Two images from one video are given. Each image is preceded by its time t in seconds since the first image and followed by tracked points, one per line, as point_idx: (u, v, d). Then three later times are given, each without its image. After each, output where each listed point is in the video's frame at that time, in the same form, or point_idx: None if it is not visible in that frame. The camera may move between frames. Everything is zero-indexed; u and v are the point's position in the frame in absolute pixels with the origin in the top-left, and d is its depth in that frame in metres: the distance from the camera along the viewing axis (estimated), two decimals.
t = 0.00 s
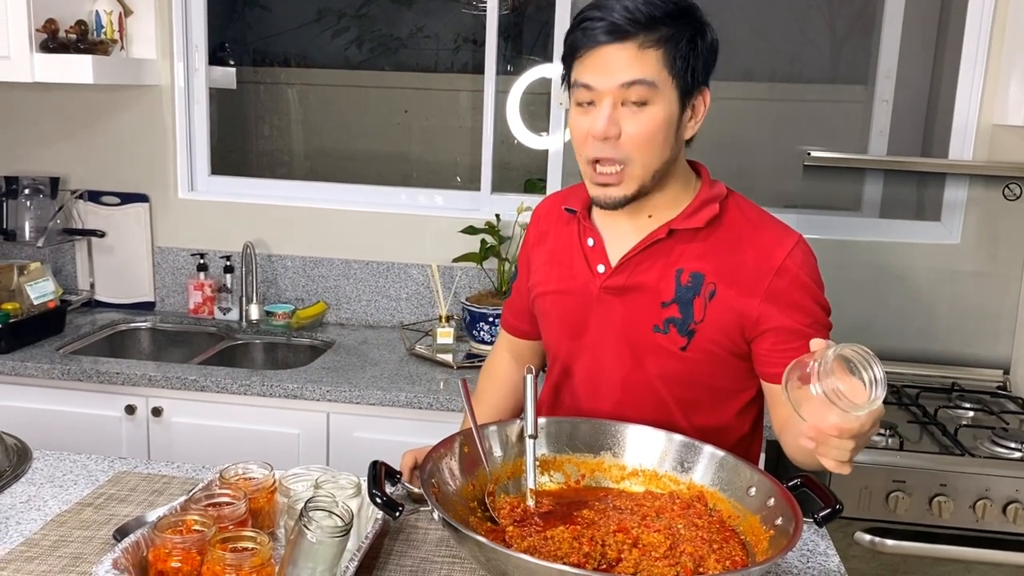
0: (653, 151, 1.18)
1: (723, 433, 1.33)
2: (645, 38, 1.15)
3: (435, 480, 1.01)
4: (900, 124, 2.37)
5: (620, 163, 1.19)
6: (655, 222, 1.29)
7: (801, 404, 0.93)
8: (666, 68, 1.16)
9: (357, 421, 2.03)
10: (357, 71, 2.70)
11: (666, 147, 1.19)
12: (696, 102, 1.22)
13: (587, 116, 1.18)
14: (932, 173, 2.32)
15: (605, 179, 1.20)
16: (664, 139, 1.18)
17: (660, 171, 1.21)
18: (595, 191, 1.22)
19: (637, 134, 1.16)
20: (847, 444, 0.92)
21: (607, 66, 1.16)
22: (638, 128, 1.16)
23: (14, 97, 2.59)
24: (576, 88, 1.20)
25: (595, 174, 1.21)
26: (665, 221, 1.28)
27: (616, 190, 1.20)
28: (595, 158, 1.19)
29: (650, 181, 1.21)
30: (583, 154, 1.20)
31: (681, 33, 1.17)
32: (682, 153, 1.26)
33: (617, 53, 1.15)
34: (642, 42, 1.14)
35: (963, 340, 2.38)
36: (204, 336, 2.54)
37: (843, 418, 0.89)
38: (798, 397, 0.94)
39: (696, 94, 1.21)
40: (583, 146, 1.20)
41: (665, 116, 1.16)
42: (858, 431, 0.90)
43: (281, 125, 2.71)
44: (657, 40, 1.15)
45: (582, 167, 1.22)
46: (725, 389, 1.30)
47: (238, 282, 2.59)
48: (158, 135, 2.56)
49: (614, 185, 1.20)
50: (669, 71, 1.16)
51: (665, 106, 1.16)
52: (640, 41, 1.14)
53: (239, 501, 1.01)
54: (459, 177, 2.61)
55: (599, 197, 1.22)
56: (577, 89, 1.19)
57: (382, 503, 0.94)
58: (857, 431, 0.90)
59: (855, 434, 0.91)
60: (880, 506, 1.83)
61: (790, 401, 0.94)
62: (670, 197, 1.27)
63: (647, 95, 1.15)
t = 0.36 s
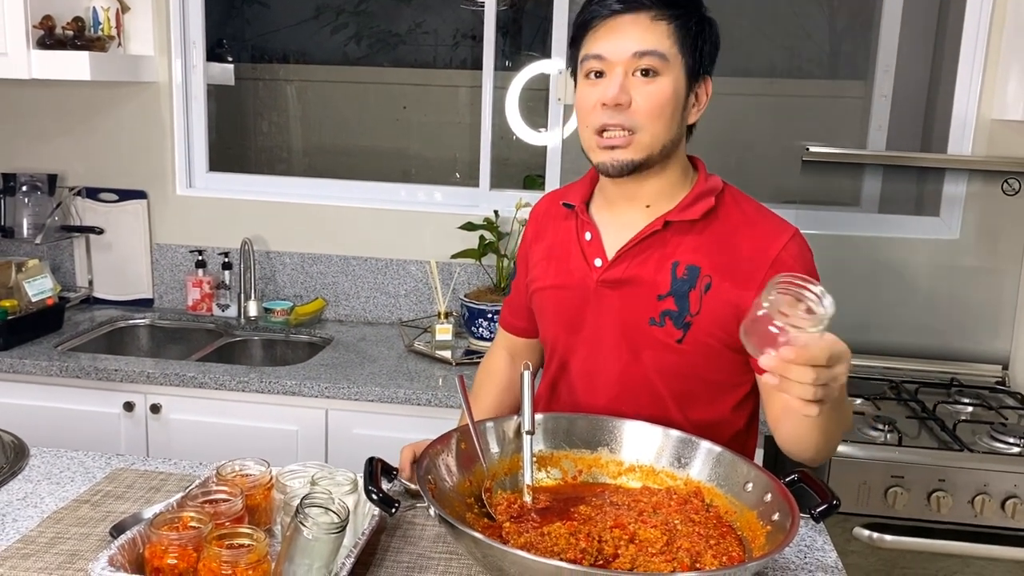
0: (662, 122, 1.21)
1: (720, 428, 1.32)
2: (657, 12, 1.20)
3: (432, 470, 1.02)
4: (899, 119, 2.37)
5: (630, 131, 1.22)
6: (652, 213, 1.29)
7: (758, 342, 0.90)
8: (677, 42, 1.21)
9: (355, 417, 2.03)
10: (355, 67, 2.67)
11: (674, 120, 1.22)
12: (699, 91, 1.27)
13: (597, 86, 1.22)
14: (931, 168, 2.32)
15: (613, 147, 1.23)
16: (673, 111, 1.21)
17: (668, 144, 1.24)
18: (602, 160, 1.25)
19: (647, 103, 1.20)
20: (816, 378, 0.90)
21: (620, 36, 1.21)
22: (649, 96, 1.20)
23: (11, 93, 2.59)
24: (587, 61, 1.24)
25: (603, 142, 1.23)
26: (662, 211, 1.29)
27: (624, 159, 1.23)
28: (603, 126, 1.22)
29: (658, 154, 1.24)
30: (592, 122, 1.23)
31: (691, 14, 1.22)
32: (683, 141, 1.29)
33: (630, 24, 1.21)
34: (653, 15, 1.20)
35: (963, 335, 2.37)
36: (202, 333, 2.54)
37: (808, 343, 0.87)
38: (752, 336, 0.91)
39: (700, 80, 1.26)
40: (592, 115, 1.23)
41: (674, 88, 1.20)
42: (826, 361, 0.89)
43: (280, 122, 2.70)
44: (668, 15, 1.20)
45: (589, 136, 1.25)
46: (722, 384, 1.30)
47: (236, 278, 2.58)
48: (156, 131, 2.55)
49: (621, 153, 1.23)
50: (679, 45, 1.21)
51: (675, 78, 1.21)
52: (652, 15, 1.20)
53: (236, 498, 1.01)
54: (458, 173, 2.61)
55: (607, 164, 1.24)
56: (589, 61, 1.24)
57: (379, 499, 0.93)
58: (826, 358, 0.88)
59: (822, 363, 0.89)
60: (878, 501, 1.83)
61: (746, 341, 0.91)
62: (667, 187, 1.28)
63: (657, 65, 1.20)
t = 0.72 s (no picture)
0: (657, 112, 1.21)
1: (724, 424, 1.32)
2: (637, 7, 1.21)
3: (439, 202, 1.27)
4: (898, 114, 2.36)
5: (627, 127, 1.22)
6: (658, 207, 1.29)
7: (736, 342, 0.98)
8: (661, 34, 1.21)
9: (354, 415, 2.03)
10: (354, 65, 2.64)
11: (668, 110, 1.22)
12: (691, 78, 1.26)
13: (588, 87, 1.23)
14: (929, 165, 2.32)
15: (612, 143, 1.23)
16: (667, 102, 1.22)
17: (666, 135, 1.24)
18: (604, 158, 1.25)
19: (640, 96, 1.20)
20: (799, 348, 0.95)
21: (605, 35, 1.22)
22: (641, 90, 1.20)
23: (8, 92, 2.59)
24: (575, 65, 1.25)
25: (602, 140, 1.24)
26: (668, 206, 1.29)
27: (625, 154, 1.23)
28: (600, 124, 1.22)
29: (659, 145, 1.24)
30: (589, 122, 1.24)
31: (671, 6, 1.22)
32: (682, 133, 1.28)
33: (612, 23, 1.22)
34: (634, 11, 1.21)
35: (961, 332, 2.38)
36: (200, 331, 2.53)
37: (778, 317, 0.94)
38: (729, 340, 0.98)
39: (691, 68, 1.25)
40: (587, 116, 1.24)
41: (664, 77, 1.21)
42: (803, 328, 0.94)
43: (278, 119, 2.68)
44: (648, 9, 1.21)
45: (588, 137, 1.25)
46: (727, 379, 1.30)
47: (235, 276, 2.58)
48: (154, 129, 2.55)
49: (621, 148, 1.23)
50: (664, 36, 1.21)
51: (664, 69, 1.21)
52: (632, 11, 1.21)
53: (233, 497, 1.01)
54: (457, 171, 2.61)
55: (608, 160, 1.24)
56: (577, 66, 1.25)
57: (376, 498, 0.94)
58: (801, 325, 0.93)
59: (800, 333, 0.94)
60: (876, 498, 1.83)
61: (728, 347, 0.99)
62: (672, 182, 1.28)
63: (644, 57, 1.20)
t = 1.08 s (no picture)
0: (663, 108, 1.21)
1: (725, 427, 1.32)
2: (647, 2, 1.21)
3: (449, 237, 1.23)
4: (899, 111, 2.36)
5: (632, 121, 1.21)
6: (662, 209, 1.29)
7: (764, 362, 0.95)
8: (670, 30, 1.21)
9: (354, 414, 2.03)
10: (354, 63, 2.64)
11: (676, 107, 1.22)
12: (701, 78, 1.27)
13: (596, 80, 1.23)
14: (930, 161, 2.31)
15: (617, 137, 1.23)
16: (674, 98, 1.21)
17: (672, 133, 1.23)
18: (608, 151, 1.24)
19: (647, 90, 1.20)
20: (820, 365, 0.96)
21: (615, 29, 1.22)
22: (648, 84, 1.20)
23: (7, 92, 2.58)
24: (585, 59, 1.25)
25: (607, 133, 1.23)
26: (673, 207, 1.28)
27: (629, 149, 1.22)
28: (606, 117, 1.22)
29: (663, 142, 1.23)
30: (595, 115, 1.23)
31: (683, 3, 1.22)
32: (690, 134, 1.29)
33: (623, 17, 1.22)
34: (644, 6, 1.21)
35: (962, 329, 2.37)
36: (200, 330, 2.53)
37: (802, 335, 0.95)
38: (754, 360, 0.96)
39: (700, 67, 1.26)
40: (594, 109, 1.23)
41: (672, 73, 1.20)
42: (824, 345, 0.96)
43: (277, 118, 2.68)
44: (660, 5, 1.21)
45: (594, 131, 1.25)
46: (728, 384, 1.30)
47: (235, 275, 2.58)
48: (153, 129, 2.55)
49: (626, 143, 1.22)
50: (673, 33, 1.21)
51: (672, 64, 1.21)
52: (642, 6, 1.21)
53: (232, 498, 1.01)
54: (457, 169, 2.61)
55: (612, 155, 1.24)
56: (586, 59, 1.25)
57: (375, 499, 0.94)
58: (825, 342, 0.95)
59: (822, 350, 0.96)
60: (877, 495, 1.83)
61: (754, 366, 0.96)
62: (677, 183, 1.28)
63: (652, 52, 1.20)
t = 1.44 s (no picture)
0: (655, 112, 1.20)
1: (729, 426, 1.32)
2: (631, 7, 1.21)
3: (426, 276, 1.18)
4: (899, 108, 2.36)
5: (625, 128, 1.21)
6: (660, 209, 1.29)
7: (784, 374, 0.96)
8: (656, 33, 1.21)
9: (355, 413, 2.03)
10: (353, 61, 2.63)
11: (667, 110, 1.22)
12: (690, 77, 1.26)
13: (585, 91, 1.23)
14: (931, 159, 2.30)
15: (612, 145, 1.22)
16: (665, 102, 1.21)
17: (666, 136, 1.23)
18: (603, 161, 1.24)
19: (638, 96, 1.19)
20: (848, 378, 0.96)
21: (601, 36, 1.21)
22: (638, 89, 1.19)
23: (7, 92, 2.59)
24: (572, 69, 1.25)
25: (602, 143, 1.23)
26: (670, 207, 1.28)
27: (624, 157, 1.22)
28: (599, 127, 1.22)
29: (657, 147, 1.23)
30: (588, 126, 1.23)
31: (666, 4, 1.22)
32: (683, 135, 1.28)
33: (607, 24, 1.21)
34: (628, 11, 1.21)
35: (962, 326, 2.37)
36: (201, 330, 2.53)
37: (820, 348, 0.94)
38: (773, 375, 0.96)
39: (688, 66, 1.25)
40: (586, 120, 1.23)
41: (661, 77, 1.20)
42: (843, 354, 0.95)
43: (278, 117, 2.68)
44: (643, 8, 1.21)
45: (587, 141, 1.25)
46: (730, 382, 1.29)
47: (235, 275, 2.58)
48: (153, 129, 2.55)
49: (621, 150, 1.22)
50: (659, 35, 1.21)
51: (661, 68, 1.20)
52: (625, 11, 1.21)
53: (232, 498, 1.01)
54: (457, 168, 2.61)
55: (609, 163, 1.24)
56: (573, 69, 1.25)
57: (374, 498, 0.94)
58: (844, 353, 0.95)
59: (841, 360, 0.96)
60: (878, 493, 1.83)
61: (773, 380, 0.96)
62: (674, 183, 1.28)
63: (640, 57, 1.20)
